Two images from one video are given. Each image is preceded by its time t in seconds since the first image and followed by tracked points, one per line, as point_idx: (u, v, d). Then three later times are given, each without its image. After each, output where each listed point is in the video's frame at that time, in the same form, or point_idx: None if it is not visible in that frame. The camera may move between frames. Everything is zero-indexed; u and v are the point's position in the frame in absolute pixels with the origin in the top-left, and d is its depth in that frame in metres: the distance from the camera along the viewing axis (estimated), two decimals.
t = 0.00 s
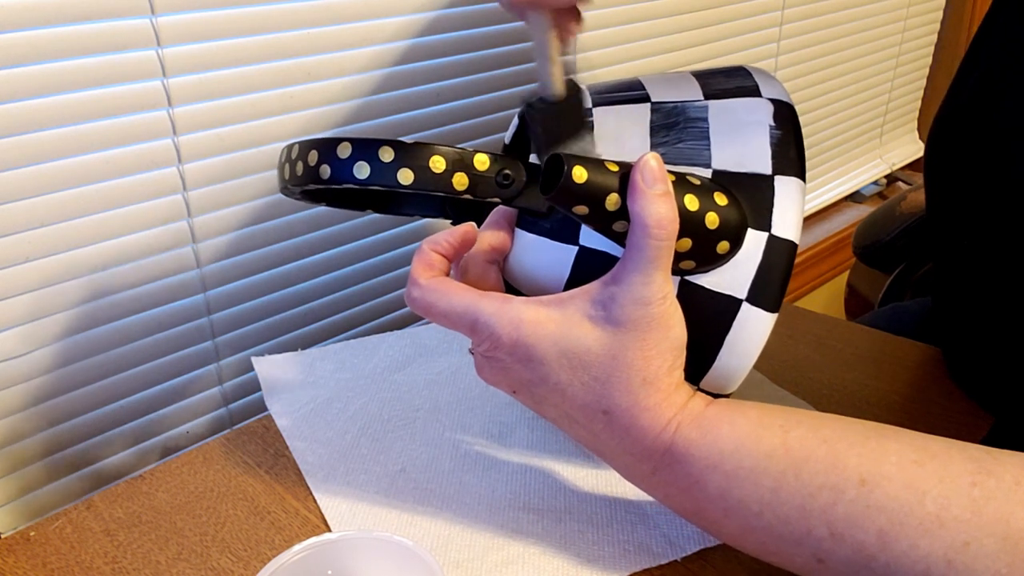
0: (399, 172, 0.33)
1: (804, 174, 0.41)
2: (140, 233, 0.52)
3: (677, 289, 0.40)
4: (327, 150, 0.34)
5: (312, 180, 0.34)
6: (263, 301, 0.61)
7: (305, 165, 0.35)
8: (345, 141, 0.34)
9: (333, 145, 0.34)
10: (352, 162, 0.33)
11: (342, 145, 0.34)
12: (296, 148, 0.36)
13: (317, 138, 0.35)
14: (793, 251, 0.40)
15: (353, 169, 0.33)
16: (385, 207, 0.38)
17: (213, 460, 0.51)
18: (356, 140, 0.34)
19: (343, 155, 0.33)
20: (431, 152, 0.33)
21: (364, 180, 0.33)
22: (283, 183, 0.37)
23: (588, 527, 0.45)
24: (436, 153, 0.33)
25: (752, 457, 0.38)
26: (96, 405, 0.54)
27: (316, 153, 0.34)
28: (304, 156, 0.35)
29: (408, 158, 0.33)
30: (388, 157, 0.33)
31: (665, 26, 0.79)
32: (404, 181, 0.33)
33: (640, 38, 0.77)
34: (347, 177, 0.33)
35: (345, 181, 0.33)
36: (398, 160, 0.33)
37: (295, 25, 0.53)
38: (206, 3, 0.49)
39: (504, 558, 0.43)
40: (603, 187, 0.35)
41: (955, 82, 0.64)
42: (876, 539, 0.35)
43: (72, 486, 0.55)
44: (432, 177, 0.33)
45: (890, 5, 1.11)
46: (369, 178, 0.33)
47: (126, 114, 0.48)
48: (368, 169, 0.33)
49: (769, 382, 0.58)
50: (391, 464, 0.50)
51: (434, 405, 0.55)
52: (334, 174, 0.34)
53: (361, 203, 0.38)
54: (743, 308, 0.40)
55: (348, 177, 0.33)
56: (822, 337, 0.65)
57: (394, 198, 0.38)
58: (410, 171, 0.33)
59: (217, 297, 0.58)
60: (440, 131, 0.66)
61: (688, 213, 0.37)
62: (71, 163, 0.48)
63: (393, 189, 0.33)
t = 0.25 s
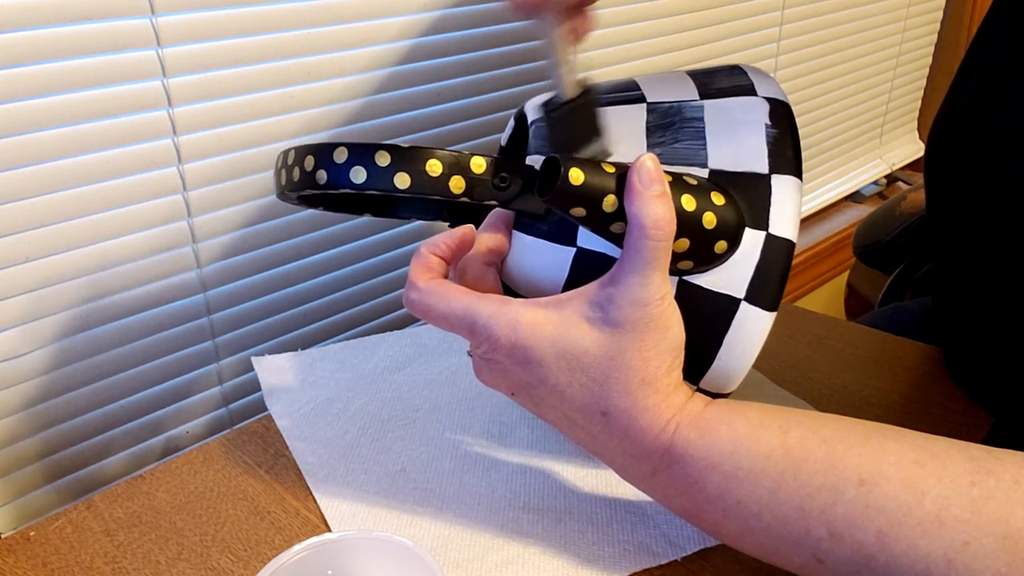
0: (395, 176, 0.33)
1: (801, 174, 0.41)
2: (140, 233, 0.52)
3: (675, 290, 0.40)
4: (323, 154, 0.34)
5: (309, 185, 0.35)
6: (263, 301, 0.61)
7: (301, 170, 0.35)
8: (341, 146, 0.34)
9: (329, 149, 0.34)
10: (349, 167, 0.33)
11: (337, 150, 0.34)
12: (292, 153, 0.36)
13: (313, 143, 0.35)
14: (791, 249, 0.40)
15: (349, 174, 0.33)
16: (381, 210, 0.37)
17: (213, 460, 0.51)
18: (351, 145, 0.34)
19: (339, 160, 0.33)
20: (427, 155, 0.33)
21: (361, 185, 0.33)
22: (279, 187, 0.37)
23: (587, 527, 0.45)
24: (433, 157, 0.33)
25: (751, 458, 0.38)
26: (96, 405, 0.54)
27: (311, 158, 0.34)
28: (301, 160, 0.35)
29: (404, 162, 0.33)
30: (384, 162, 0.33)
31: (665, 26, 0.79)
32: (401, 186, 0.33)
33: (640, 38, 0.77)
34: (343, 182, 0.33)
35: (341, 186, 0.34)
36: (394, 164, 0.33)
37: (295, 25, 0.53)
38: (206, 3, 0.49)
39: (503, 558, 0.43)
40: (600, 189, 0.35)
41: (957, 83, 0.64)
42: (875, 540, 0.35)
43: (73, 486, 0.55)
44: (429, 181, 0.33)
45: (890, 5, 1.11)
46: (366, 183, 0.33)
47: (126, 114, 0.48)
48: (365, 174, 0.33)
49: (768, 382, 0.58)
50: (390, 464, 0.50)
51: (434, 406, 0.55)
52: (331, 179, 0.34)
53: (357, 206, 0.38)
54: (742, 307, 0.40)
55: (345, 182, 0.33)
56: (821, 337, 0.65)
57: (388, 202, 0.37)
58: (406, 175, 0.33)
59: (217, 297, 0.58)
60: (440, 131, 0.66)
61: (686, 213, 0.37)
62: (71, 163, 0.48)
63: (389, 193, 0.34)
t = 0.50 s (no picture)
0: (399, 176, 0.33)
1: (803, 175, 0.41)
2: (140, 233, 0.52)
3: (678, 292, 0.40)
4: (327, 154, 0.34)
5: (312, 184, 0.35)
6: (263, 301, 0.61)
7: (304, 169, 0.35)
8: (344, 145, 0.34)
9: (333, 149, 0.34)
10: (352, 166, 0.33)
11: (340, 150, 0.34)
12: (296, 152, 0.36)
13: (316, 143, 0.35)
14: (793, 251, 0.40)
15: (352, 174, 0.33)
16: (383, 211, 0.37)
17: (214, 460, 0.51)
18: (355, 145, 0.34)
19: (342, 160, 0.33)
20: (431, 156, 0.33)
21: (364, 184, 0.33)
22: (281, 186, 0.37)
23: (589, 528, 0.45)
24: (436, 157, 0.33)
25: (754, 461, 0.38)
26: (96, 405, 0.54)
27: (315, 157, 0.35)
28: (304, 160, 0.35)
29: (407, 162, 0.33)
30: (387, 162, 0.33)
31: (665, 26, 0.79)
32: (404, 186, 0.33)
33: (640, 38, 0.77)
34: (346, 181, 0.33)
35: (344, 185, 0.34)
36: (397, 165, 0.33)
37: (295, 25, 0.53)
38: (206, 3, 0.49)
39: (504, 558, 0.43)
40: (604, 191, 0.35)
41: (954, 82, 0.64)
42: (878, 542, 0.35)
43: (73, 486, 0.55)
44: (432, 182, 0.33)
45: (890, 5, 1.11)
46: (369, 183, 0.33)
47: (125, 114, 0.48)
48: (368, 173, 0.33)
49: (769, 383, 0.58)
50: (391, 464, 0.50)
51: (435, 406, 0.55)
52: (334, 178, 0.34)
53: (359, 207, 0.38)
54: (745, 309, 0.40)
55: (348, 181, 0.33)
56: (822, 338, 0.65)
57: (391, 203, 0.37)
58: (409, 175, 0.33)
59: (217, 297, 0.58)
60: (440, 131, 0.66)
61: (689, 216, 0.37)
62: (70, 163, 0.48)
63: (392, 193, 0.33)
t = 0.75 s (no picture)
0: (395, 178, 0.33)
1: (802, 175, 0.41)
2: (140, 233, 0.52)
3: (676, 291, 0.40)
4: (323, 156, 0.34)
5: (309, 187, 0.34)
6: (263, 301, 0.61)
7: (301, 172, 0.35)
8: (341, 148, 0.34)
9: (329, 152, 0.34)
10: (349, 168, 0.33)
11: (337, 152, 0.34)
12: (293, 155, 0.36)
13: (313, 145, 0.35)
14: (790, 249, 0.40)
15: (349, 176, 0.33)
16: (381, 213, 0.37)
17: (214, 460, 0.51)
18: (351, 147, 0.34)
19: (339, 162, 0.33)
20: (427, 157, 0.33)
21: (361, 187, 0.33)
22: (280, 190, 0.37)
23: (589, 528, 0.45)
24: (433, 159, 0.33)
25: (753, 460, 0.38)
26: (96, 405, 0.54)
27: (312, 160, 0.34)
28: (301, 163, 0.35)
29: (404, 164, 0.33)
30: (384, 164, 0.33)
31: (665, 26, 0.79)
32: (401, 188, 0.33)
33: (640, 38, 0.77)
34: (343, 184, 0.33)
35: (341, 188, 0.33)
36: (394, 167, 0.33)
37: (295, 25, 0.53)
38: (206, 2, 0.49)
39: (504, 558, 0.43)
40: (601, 191, 0.35)
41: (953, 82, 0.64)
42: (877, 541, 0.35)
43: (73, 486, 0.55)
44: (429, 183, 0.33)
45: (890, 5, 1.11)
46: (366, 185, 0.33)
47: (125, 114, 0.48)
48: (364, 176, 0.33)
49: (769, 383, 0.58)
50: (391, 464, 0.50)
51: (434, 406, 0.55)
52: (331, 181, 0.34)
53: (357, 208, 0.38)
54: (743, 308, 0.40)
55: (345, 183, 0.33)
56: (822, 338, 0.65)
57: (389, 204, 0.37)
58: (406, 177, 0.33)
59: (217, 297, 0.58)
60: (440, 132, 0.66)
61: (687, 215, 0.37)
62: (70, 163, 0.48)
63: (389, 195, 0.33)
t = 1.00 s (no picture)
0: (397, 172, 0.33)
1: (802, 173, 0.41)
2: (140, 233, 0.52)
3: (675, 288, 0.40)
4: (326, 150, 0.34)
5: (311, 181, 0.35)
6: (263, 301, 0.61)
7: (304, 166, 0.35)
8: (343, 142, 0.34)
9: (332, 146, 0.34)
10: (351, 162, 0.33)
11: (340, 146, 0.34)
12: (296, 150, 0.36)
13: (316, 139, 0.35)
14: (791, 248, 0.40)
15: (351, 169, 0.33)
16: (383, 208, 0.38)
17: (214, 460, 0.51)
18: (354, 141, 0.34)
19: (342, 156, 0.33)
20: (429, 151, 0.33)
21: (363, 180, 0.33)
22: (282, 184, 0.37)
23: (589, 528, 0.45)
24: (434, 153, 0.33)
25: (751, 456, 0.38)
26: (96, 405, 0.54)
27: (314, 154, 0.35)
28: (304, 157, 0.35)
29: (406, 158, 0.33)
30: (386, 157, 0.33)
31: (665, 26, 0.79)
32: (402, 181, 0.33)
33: (640, 39, 0.77)
34: (345, 178, 0.33)
35: (343, 181, 0.34)
36: (396, 160, 0.33)
37: (295, 25, 0.53)
38: (206, 3, 0.49)
39: (504, 558, 0.43)
40: (601, 186, 0.35)
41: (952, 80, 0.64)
42: (875, 536, 0.35)
43: (73, 486, 0.55)
44: (430, 177, 0.33)
45: (890, 5, 1.11)
46: (368, 178, 0.33)
47: (125, 114, 0.48)
48: (366, 169, 0.33)
49: (768, 382, 0.58)
50: (391, 464, 0.50)
51: (435, 405, 0.55)
52: (333, 175, 0.34)
53: (359, 203, 0.38)
54: (743, 305, 0.40)
55: (346, 177, 0.33)
56: (822, 337, 0.65)
57: (392, 198, 0.37)
58: (408, 171, 0.33)
59: (217, 297, 0.58)
60: (440, 131, 0.66)
61: (686, 211, 0.37)
62: (70, 163, 0.48)
63: (391, 189, 0.33)
